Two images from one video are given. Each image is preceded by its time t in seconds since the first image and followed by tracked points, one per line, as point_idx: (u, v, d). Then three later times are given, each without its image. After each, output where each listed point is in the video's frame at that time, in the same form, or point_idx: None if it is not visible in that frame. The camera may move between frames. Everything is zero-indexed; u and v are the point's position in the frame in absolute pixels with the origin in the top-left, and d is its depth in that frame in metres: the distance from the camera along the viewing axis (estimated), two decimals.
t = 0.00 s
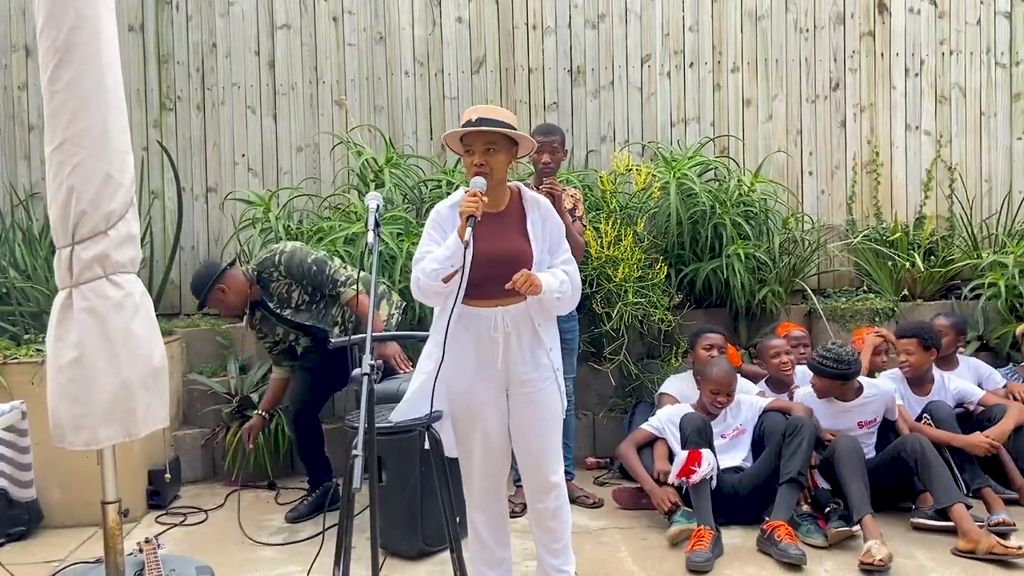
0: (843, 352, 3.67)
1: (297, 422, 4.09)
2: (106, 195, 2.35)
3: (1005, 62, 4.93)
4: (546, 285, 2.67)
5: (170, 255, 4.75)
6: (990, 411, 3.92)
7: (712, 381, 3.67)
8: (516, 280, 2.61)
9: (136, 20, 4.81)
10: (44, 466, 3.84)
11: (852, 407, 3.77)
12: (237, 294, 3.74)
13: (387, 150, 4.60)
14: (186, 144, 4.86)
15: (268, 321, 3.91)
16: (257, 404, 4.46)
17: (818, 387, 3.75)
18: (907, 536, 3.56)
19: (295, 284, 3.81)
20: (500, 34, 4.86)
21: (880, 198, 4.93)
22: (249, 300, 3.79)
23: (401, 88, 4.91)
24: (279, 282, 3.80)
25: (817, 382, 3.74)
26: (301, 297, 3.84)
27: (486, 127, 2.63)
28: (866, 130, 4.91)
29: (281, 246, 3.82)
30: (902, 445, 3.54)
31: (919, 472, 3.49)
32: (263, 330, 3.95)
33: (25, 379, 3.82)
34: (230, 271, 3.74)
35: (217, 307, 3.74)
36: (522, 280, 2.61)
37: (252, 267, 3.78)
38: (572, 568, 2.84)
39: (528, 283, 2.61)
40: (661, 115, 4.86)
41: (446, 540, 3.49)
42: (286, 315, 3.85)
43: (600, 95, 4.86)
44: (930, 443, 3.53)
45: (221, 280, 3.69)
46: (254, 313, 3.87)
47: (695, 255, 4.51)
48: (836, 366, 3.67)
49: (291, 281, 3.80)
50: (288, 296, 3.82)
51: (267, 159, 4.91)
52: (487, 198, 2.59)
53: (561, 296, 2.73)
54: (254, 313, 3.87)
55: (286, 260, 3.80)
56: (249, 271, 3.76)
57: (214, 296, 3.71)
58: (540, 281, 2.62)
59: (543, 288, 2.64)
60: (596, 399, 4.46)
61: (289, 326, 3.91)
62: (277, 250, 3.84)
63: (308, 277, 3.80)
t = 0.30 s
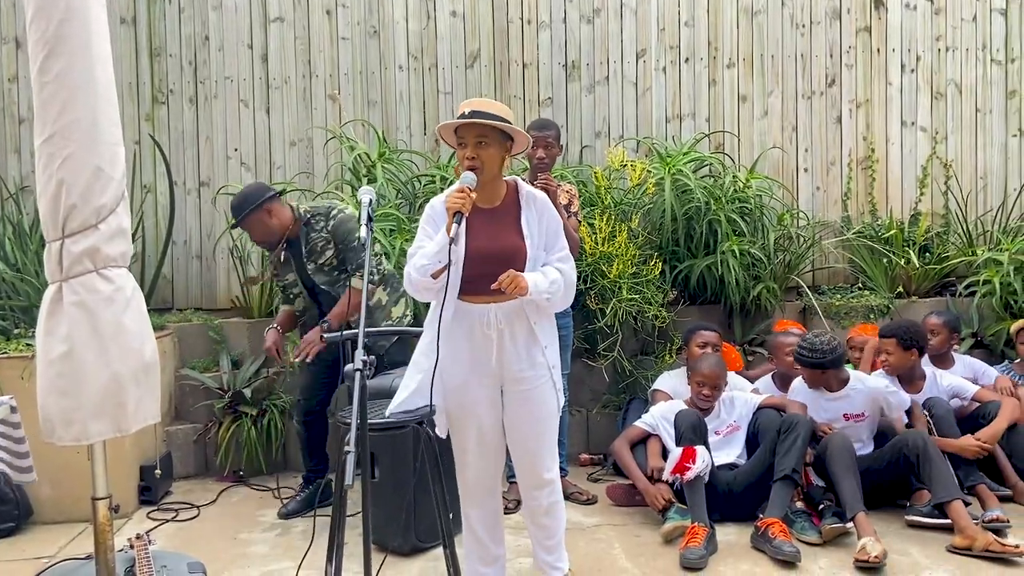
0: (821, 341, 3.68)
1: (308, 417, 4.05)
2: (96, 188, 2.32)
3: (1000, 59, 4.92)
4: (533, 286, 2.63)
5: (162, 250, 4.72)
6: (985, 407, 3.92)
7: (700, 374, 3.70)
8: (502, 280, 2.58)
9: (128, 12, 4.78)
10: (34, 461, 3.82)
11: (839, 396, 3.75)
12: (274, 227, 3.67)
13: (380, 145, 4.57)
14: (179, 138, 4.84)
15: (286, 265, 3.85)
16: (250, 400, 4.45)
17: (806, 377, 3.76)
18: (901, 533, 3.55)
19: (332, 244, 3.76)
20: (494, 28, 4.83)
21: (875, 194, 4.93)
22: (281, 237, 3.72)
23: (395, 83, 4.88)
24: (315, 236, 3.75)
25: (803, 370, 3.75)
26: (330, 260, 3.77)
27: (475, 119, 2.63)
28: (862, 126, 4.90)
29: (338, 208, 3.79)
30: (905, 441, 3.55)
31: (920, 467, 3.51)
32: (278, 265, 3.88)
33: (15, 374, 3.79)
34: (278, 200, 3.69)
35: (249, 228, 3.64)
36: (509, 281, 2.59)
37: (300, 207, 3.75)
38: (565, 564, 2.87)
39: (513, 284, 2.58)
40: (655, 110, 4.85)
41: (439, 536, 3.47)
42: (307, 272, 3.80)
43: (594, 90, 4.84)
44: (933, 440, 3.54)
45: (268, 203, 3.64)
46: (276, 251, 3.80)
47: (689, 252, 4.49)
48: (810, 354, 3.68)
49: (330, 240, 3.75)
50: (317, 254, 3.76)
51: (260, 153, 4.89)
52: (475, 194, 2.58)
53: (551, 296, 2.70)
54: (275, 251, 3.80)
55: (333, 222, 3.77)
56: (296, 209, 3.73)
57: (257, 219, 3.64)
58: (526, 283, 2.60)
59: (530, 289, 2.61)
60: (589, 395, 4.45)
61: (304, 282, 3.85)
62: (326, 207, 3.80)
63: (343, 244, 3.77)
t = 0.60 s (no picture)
0: (827, 332, 3.68)
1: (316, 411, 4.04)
2: (82, 180, 2.28)
3: (997, 55, 4.89)
4: (525, 278, 2.58)
5: (151, 244, 4.68)
6: (979, 405, 3.91)
7: (686, 368, 3.69)
8: (492, 272, 2.53)
9: (117, 4, 4.73)
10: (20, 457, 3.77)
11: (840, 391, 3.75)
12: (324, 185, 3.80)
13: (372, 139, 4.52)
14: (168, 131, 4.79)
15: (314, 225, 3.92)
16: (240, 396, 4.41)
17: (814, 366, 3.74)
18: (895, 532, 3.54)
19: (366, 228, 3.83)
20: (487, 22, 4.79)
21: (870, 191, 4.90)
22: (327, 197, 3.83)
23: (387, 76, 4.83)
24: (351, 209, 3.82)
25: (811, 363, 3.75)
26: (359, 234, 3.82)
27: (470, 109, 2.59)
28: (857, 123, 4.88)
29: (386, 193, 3.86)
30: (904, 439, 3.54)
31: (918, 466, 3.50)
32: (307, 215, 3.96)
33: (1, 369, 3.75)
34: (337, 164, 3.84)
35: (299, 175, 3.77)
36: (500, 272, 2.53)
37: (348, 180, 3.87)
38: (557, 564, 2.84)
39: (504, 276, 2.52)
40: (650, 106, 4.81)
41: (429, 535, 3.44)
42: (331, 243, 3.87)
43: (588, 84, 4.80)
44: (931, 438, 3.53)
45: (331, 159, 3.79)
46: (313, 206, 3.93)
47: (683, 248, 4.46)
48: (816, 343, 3.69)
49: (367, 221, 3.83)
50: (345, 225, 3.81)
51: (251, 146, 4.84)
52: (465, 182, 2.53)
53: (544, 289, 2.64)
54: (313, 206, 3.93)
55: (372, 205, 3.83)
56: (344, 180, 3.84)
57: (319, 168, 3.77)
58: (517, 274, 2.54)
59: (522, 281, 2.55)
60: (582, 392, 4.41)
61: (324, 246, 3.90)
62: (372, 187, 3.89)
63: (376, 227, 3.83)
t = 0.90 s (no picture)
0: (825, 329, 3.68)
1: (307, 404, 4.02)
2: (63, 172, 2.24)
3: (985, 54, 4.88)
4: (515, 282, 2.54)
5: (135, 237, 4.63)
6: (966, 403, 3.91)
7: (670, 365, 3.70)
8: (483, 277, 2.49)
9: None
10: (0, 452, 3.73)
11: (828, 386, 3.78)
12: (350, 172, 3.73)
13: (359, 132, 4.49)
14: (153, 122, 4.75)
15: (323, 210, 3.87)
16: (225, 390, 4.37)
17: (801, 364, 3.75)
18: (881, 529, 3.54)
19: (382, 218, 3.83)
20: (476, 15, 4.76)
21: (859, 187, 4.90)
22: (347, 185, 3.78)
23: (375, 69, 4.79)
24: (368, 200, 3.82)
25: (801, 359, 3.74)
26: (374, 224, 3.84)
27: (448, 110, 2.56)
28: (847, 119, 4.87)
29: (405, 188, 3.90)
30: (891, 436, 3.53)
31: (904, 463, 3.49)
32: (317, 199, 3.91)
33: None
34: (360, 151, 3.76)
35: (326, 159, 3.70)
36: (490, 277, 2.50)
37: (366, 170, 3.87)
38: (542, 561, 2.83)
39: (495, 281, 2.48)
40: (639, 101, 4.79)
41: (414, 531, 3.41)
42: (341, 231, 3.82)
43: (577, 79, 4.77)
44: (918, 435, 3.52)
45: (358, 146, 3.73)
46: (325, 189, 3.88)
47: (671, 244, 4.44)
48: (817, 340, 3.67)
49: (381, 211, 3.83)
50: (359, 213, 3.82)
51: (237, 137, 4.80)
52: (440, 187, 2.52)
53: (533, 293, 2.62)
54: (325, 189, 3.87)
55: (390, 200, 3.85)
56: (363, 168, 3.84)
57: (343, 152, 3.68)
58: (508, 279, 2.50)
59: (511, 285, 2.52)
60: (569, 388, 4.39)
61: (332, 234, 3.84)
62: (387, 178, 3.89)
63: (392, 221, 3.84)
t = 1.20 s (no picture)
0: (830, 326, 3.68)
1: (286, 401, 3.82)
2: (46, 161, 2.23)
3: (970, 53, 4.89)
4: (497, 280, 2.50)
5: (118, 229, 4.58)
6: (950, 400, 3.93)
7: (661, 360, 3.68)
8: (463, 275, 2.47)
9: None
10: None
11: (816, 382, 3.77)
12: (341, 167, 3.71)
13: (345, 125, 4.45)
14: (136, 112, 4.69)
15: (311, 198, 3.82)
16: (208, 384, 4.34)
17: (800, 362, 3.74)
18: (865, 524, 3.55)
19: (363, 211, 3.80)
20: (464, 8, 4.74)
21: (845, 185, 4.92)
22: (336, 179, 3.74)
23: (361, 61, 4.75)
24: (356, 193, 3.76)
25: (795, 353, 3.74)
26: (358, 217, 3.80)
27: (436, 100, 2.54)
28: (833, 117, 4.88)
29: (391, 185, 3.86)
30: (873, 432, 3.56)
31: (887, 458, 3.52)
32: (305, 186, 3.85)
33: None
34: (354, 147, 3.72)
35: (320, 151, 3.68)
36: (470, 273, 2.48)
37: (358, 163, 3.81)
38: (530, 558, 2.83)
39: (475, 278, 2.46)
40: (627, 96, 4.78)
41: (400, 526, 3.39)
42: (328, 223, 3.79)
43: (565, 73, 4.76)
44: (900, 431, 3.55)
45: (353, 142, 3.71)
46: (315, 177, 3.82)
47: (659, 240, 4.45)
48: (829, 336, 3.67)
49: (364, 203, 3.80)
50: (346, 207, 3.76)
51: (221, 129, 4.75)
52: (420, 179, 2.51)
53: (519, 291, 2.59)
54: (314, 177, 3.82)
55: (375, 194, 3.81)
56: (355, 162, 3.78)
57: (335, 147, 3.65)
58: (489, 278, 2.47)
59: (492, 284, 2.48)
60: (555, 383, 4.39)
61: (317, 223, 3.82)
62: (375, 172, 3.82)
63: (374, 215, 3.81)
